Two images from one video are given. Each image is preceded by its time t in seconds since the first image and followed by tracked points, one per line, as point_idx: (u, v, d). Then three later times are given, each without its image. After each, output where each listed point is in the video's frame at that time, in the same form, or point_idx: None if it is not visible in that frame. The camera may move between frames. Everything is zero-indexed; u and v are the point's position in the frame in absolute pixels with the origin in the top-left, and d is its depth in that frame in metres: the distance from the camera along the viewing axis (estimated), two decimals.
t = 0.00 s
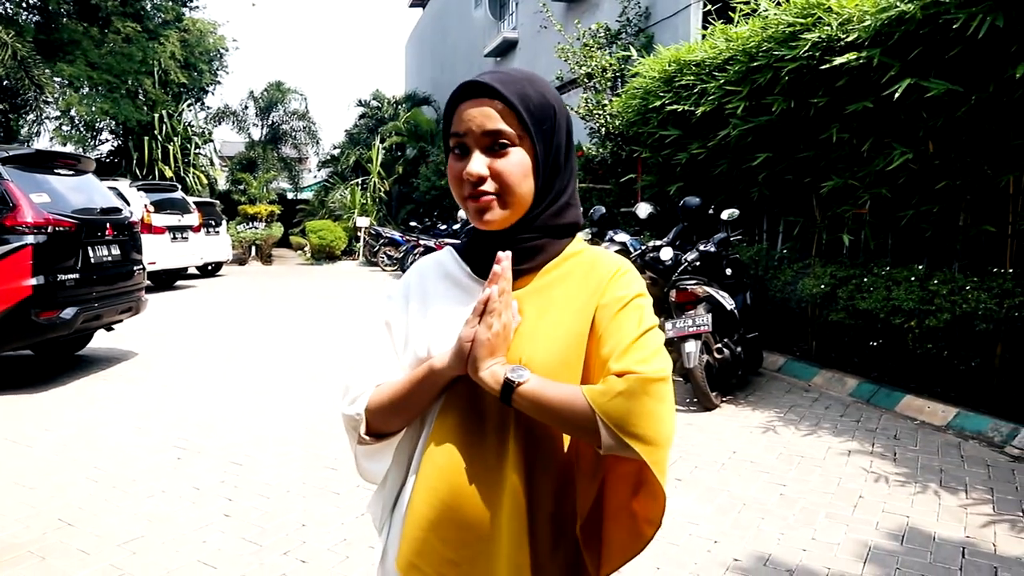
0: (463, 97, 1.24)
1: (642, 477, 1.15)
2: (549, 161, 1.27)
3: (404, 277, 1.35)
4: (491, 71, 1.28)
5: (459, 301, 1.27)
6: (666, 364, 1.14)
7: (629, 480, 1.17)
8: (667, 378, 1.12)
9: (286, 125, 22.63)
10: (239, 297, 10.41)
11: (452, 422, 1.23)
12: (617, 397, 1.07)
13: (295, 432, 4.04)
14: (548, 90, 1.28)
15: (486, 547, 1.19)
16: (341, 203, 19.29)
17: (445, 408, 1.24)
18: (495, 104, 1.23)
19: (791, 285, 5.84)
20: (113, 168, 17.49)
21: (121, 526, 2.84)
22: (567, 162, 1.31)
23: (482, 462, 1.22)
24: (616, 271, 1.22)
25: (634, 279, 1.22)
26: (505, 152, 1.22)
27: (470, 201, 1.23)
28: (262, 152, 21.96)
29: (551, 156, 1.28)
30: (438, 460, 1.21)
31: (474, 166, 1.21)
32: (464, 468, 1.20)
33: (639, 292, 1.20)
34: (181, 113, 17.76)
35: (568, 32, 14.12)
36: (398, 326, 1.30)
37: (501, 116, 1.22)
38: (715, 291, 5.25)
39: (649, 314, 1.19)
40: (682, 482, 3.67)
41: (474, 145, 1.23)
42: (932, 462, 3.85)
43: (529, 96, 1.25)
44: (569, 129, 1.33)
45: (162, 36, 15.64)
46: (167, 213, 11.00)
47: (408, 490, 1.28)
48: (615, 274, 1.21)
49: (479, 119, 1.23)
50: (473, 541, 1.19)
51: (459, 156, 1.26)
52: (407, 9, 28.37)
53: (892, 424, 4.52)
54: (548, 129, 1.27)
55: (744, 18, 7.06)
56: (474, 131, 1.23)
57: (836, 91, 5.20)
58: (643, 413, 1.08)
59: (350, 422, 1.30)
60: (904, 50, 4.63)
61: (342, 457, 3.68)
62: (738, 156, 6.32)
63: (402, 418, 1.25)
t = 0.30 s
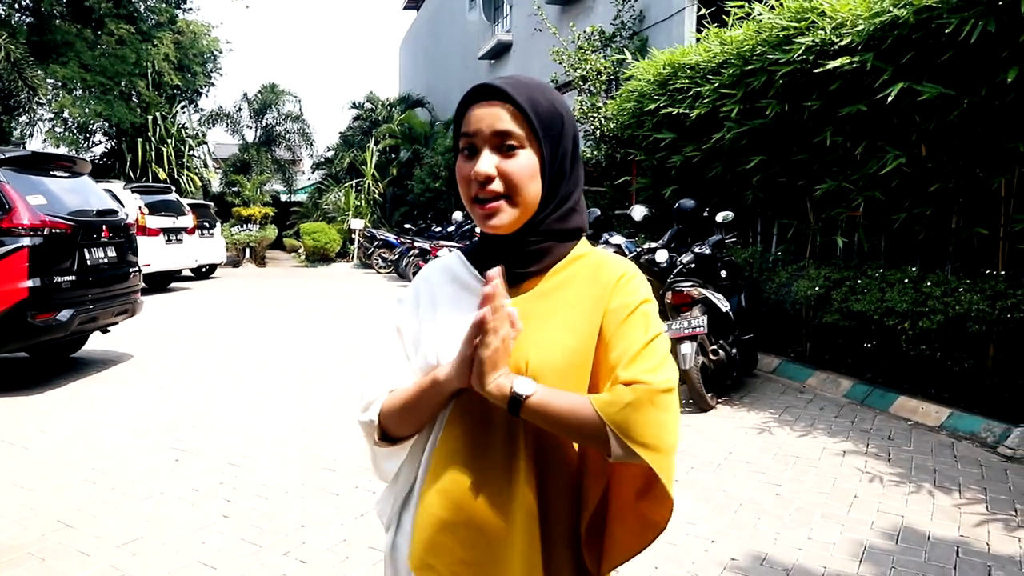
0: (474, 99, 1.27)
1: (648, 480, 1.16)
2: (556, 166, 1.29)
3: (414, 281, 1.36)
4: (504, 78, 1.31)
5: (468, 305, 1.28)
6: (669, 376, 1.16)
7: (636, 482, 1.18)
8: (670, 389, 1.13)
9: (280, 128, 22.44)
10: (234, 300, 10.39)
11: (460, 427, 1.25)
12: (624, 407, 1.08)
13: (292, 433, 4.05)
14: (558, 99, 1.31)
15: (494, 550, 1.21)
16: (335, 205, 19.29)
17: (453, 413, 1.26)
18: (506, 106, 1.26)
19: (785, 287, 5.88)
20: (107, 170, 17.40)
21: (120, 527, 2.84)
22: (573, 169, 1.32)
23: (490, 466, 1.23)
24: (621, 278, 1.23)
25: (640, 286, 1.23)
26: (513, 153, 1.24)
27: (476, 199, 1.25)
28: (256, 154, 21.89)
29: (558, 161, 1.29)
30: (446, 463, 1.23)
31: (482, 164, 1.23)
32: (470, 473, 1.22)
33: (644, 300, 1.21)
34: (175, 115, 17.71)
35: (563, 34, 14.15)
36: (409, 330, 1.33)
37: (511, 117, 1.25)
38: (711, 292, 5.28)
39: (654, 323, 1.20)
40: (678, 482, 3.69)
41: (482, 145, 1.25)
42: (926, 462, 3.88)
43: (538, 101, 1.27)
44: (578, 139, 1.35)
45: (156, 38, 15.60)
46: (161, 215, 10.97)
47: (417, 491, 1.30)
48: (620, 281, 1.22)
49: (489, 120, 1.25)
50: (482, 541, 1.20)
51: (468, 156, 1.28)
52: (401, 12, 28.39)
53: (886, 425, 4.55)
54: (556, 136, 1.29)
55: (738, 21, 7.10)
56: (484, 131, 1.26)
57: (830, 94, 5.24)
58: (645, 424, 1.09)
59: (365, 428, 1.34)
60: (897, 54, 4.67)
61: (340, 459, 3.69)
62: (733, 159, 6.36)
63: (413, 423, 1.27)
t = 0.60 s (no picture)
0: (470, 107, 1.29)
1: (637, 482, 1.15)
2: (559, 153, 1.31)
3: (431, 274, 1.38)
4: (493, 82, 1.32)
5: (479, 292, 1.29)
6: (658, 388, 1.14)
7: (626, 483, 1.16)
8: (655, 400, 1.12)
9: (278, 128, 22.53)
10: (232, 300, 10.38)
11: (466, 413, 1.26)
12: (598, 400, 1.08)
13: (293, 433, 4.07)
14: (549, 91, 1.32)
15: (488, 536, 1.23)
16: (333, 206, 19.30)
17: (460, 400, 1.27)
18: (500, 109, 1.27)
19: (784, 287, 5.89)
20: (105, 171, 17.39)
21: (123, 527, 2.85)
22: (579, 154, 1.34)
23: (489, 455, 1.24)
24: (630, 281, 1.21)
25: (649, 291, 1.21)
26: (514, 150, 1.25)
27: (488, 202, 1.27)
28: (254, 155, 21.89)
29: (561, 151, 1.31)
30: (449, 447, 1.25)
31: (486, 166, 1.25)
32: (467, 460, 1.24)
33: (649, 304, 1.19)
34: (173, 116, 17.70)
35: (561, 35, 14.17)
36: (429, 318, 1.32)
37: (504, 116, 1.26)
38: (711, 292, 5.31)
39: (656, 330, 1.18)
40: (678, 481, 3.70)
41: (484, 150, 1.27)
42: (924, 461, 3.90)
43: (528, 97, 1.29)
44: (579, 124, 1.37)
45: (153, 39, 15.61)
46: (160, 216, 10.96)
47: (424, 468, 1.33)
48: (627, 283, 1.20)
49: (486, 124, 1.27)
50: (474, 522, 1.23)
51: (474, 161, 1.30)
52: (400, 12, 28.39)
53: (885, 425, 4.57)
54: (555, 126, 1.31)
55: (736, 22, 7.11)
56: (483, 136, 1.27)
57: (829, 95, 5.26)
58: (620, 426, 1.09)
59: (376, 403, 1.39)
60: (896, 55, 4.69)
61: (341, 458, 3.70)
62: (732, 160, 6.38)
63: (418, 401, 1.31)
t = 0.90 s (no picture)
0: (477, 103, 1.29)
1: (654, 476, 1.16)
2: (561, 156, 1.31)
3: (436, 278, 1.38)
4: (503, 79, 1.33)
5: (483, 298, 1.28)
6: (664, 380, 1.15)
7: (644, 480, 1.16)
8: (661, 394, 1.12)
9: (278, 129, 22.56)
10: (233, 302, 10.38)
11: (479, 420, 1.25)
12: (602, 401, 1.11)
13: (295, 433, 4.08)
14: (558, 92, 1.32)
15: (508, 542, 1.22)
16: (334, 207, 19.31)
17: (472, 407, 1.27)
18: (506, 107, 1.28)
19: (784, 286, 5.90)
20: (105, 173, 17.39)
21: (126, 528, 2.86)
22: (583, 158, 1.34)
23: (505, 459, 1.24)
24: (630, 277, 1.22)
25: (648, 284, 1.22)
26: (515, 151, 1.26)
27: (486, 199, 1.28)
28: (254, 156, 21.90)
29: (564, 154, 1.31)
30: (464, 455, 1.24)
31: (485, 165, 1.26)
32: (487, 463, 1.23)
33: (648, 298, 1.20)
34: (173, 117, 17.69)
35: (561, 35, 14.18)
36: (430, 323, 1.31)
37: (507, 116, 1.26)
38: (711, 291, 5.28)
39: (658, 322, 1.20)
40: (679, 480, 3.71)
41: (486, 148, 1.28)
42: (925, 458, 3.91)
43: (536, 98, 1.29)
44: (586, 128, 1.37)
45: (152, 41, 15.63)
46: (161, 218, 10.97)
47: (434, 480, 1.31)
48: (627, 279, 1.22)
49: (489, 121, 1.28)
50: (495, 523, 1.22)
51: (476, 159, 1.31)
52: (399, 13, 28.40)
53: (884, 422, 4.58)
54: (559, 129, 1.31)
55: (736, 21, 7.12)
56: (486, 133, 1.28)
57: (828, 94, 5.27)
58: (628, 426, 1.11)
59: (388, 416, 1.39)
60: (895, 53, 4.69)
61: (343, 458, 3.71)
62: (731, 159, 6.39)
63: (432, 413, 1.29)
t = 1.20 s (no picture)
0: (487, 94, 1.29)
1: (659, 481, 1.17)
2: (564, 155, 1.31)
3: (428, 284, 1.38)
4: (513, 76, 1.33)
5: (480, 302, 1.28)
6: (665, 386, 1.16)
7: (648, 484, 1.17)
8: (662, 402, 1.13)
9: (282, 129, 22.62)
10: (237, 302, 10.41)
11: (478, 427, 1.26)
12: (605, 412, 1.11)
13: (299, 433, 4.09)
14: (565, 96, 1.34)
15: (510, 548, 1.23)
16: (338, 207, 19.33)
17: (471, 414, 1.27)
18: (517, 102, 1.28)
19: (789, 285, 5.89)
20: (110, 174, 17.44)
21: (130, 527, 2.87)
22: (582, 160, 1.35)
23: (505, 464, 1.24)
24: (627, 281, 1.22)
25: (645, 287, 1.23)
26: (522, 145, 1.26)
27: (489, 192, 1.27)
28: (259, 156, 21.98)
29: (569, 154, 1.32)
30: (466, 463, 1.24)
31: (493, 155, 1.26)
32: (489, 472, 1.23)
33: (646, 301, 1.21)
34: (177, 118, 17.73)
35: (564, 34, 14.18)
36: (425, 327, 1.33)
37: (516, 111, 1.27)
38: (715, 291, 5.30)
39: (657, 326, 1.20)
40: (683, 479, 3.70)
41: (494, 139, 1.27)
42: (930, 457, 3.89)
43: (544, 96, 1.30)
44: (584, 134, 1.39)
45: (157, 41, 15.69)
46: (165, 218, 11.00)
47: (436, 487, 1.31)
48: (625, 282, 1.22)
49: (496, 114, 1.27)
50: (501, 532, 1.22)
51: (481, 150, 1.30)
52: (404, 13, 28.47)
53: (889, 421, 4.57)
54: (564, 131, 1.32)
55: (739, 20, 7.11)
56: (496, 126, 1.28)
57: (831, 92, 5.26)
58: (632, 435, 1.12)
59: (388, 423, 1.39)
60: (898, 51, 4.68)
61: (348, 458, 3.71)
62: (735, 158, 6.38)
63: (431, 419, 1.29)
